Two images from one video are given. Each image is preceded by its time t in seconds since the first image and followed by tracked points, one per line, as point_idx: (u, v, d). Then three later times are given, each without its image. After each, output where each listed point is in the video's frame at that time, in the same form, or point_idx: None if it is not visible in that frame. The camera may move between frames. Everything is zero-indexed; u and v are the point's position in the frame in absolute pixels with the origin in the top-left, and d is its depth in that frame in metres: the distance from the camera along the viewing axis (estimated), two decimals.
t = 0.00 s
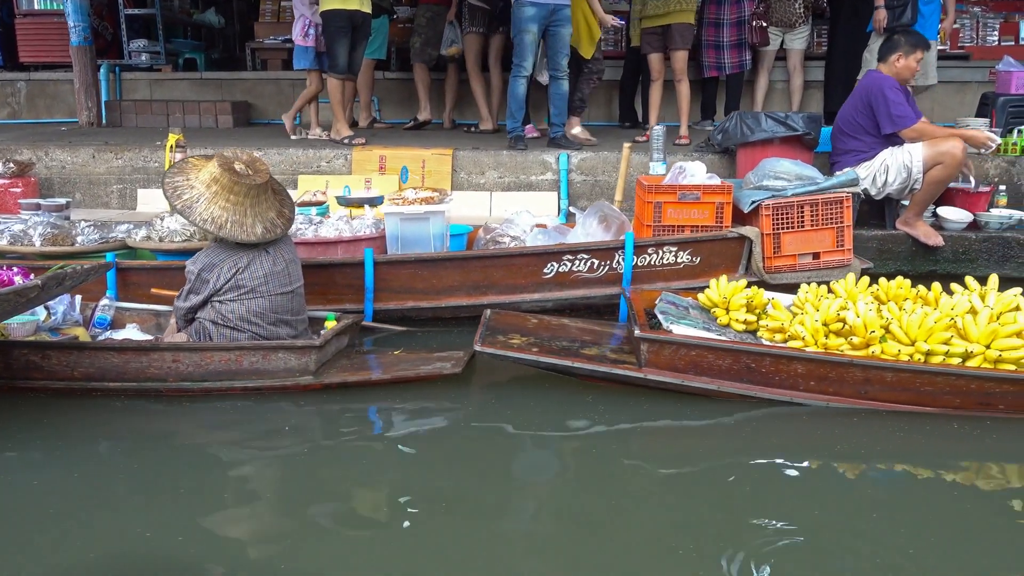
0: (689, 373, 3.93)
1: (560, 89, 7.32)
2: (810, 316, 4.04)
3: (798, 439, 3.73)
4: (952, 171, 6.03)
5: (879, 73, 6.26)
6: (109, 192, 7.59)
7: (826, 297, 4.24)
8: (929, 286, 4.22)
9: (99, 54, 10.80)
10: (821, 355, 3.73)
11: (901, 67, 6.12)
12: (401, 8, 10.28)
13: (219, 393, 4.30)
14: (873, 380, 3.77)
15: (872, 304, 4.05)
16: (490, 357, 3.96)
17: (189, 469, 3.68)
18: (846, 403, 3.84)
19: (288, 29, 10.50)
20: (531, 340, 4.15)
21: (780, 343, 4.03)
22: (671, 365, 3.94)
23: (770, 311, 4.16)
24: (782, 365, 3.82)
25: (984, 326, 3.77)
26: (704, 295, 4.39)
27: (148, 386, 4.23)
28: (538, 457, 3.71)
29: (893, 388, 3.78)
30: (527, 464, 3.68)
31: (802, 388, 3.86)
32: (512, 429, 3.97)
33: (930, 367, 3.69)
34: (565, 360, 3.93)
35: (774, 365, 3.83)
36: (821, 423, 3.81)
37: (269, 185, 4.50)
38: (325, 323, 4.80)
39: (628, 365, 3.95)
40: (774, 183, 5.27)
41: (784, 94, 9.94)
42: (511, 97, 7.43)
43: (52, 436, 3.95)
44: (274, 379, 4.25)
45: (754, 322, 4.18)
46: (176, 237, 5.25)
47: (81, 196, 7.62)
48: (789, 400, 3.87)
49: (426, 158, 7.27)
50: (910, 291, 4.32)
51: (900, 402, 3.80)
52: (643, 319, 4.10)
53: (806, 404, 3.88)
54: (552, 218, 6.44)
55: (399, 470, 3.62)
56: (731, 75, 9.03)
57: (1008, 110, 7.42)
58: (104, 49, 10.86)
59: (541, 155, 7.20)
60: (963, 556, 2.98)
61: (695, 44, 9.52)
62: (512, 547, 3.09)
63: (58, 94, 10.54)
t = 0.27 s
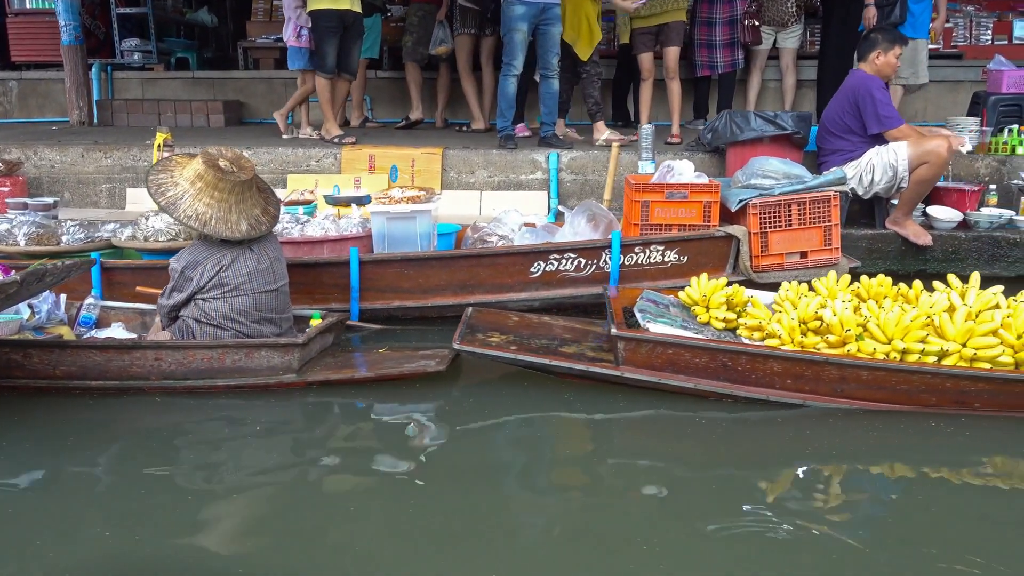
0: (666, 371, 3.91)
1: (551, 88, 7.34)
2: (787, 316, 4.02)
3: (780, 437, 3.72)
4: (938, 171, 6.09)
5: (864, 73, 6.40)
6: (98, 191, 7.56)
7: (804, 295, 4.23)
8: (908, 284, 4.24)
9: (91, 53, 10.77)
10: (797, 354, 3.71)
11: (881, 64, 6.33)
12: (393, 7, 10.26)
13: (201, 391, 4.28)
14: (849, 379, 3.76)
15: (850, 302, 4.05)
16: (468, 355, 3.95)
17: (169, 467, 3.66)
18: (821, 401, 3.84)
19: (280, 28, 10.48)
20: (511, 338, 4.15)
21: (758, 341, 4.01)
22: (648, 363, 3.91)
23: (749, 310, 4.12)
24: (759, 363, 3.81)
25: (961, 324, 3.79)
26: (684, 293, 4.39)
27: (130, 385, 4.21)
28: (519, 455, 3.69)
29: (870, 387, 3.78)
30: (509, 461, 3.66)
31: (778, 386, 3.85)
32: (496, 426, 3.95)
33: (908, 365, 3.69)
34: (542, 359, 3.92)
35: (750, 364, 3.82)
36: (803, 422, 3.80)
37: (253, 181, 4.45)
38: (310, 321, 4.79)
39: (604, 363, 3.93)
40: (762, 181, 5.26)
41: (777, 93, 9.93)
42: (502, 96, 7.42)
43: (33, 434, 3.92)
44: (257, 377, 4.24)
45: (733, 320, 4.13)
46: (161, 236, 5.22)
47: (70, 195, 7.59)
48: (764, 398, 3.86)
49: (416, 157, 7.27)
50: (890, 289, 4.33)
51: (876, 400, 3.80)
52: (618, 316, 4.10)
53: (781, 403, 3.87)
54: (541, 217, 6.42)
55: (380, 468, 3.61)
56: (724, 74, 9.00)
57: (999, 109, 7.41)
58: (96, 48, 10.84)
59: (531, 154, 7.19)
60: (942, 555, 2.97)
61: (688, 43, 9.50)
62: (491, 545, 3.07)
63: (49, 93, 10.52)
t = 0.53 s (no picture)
0: (642, 369, 3.96)
1: (541, 87, 7.30)
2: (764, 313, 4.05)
3: (762, 436, 3.71)
4: (928, 168, 6.10)
5: (850, 71, 6.43)
6: (87, 190, 7.54)
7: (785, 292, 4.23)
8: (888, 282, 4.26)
9: (82, 52, 10.75)
10: (771, 352, 3.74)
11: (866, 63, 6.37)
12: (385, 6, 10.24)
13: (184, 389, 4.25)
14: (824, 377, 3.78)
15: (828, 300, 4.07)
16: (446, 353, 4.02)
17: (150, 466, 3.65)
18: (796, 399, 3.87)
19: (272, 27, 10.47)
20: (489, 335, 4.19)
21: (735, 339, 4.04)
22: (625, 361, 3.95)
23: (727, 308, 4.15)
24: (734, 361, 3.84)
25: (935, 322, 3.80)
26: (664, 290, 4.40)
27: (112, 383, 4.19)
28: (501, 453, 3.68)
29: (844, 385, 3.80)
30: (490, 460, 3.65)
31: (754, 384, 3.88)
32: (479, 425, 3.94)
33: (881, 363, 3.69)
34: (518, 357, 3.97)
35: (725, 362, 3.85)
36: (785, 421, 3.79)
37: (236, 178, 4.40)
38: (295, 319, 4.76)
39: (581, 361, 3.98)
40: (748, 179, 5.26)
41: (769, 92, 9.92)
42: (491, 95, 7.41)
43: (14, 432, 3.92)
44: (240, 375, 4.20)
45: (712, 318, 4.16)
46: (145, 235, 5.22)
47: (59, 194, 7.58)
48: (740, 395, 3.90)
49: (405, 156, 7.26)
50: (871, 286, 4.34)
51: (852, 399, 3.82)
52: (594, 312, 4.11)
53: (756, 400, 3.91)
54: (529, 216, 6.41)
55: (361, 468, 3.60)
56: (716, 73, 8.97)
57: (988, 108, 7.41)
58: (88, 47, 10.82)
59: (521, 152, 7.18)
60: (920, 555, 2.97)
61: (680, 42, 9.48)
62: (471, 545, 3.07)
63: (41, 92, 10.50)
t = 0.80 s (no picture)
0: (619, 366, 3.97)
1: (531, 87, 7.29)
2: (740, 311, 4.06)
3: (743, 436, 3.72)
4: (916, 168, 6.10)
5: (839, 70, 6.42)
6: (76, 190, 7.53)
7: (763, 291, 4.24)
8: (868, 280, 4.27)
9: (75, 51, 10.74)
10: (746, 350, 3.76)
11: (855, 62, 6.36)
12: (377, 6, 10.22)
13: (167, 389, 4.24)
14: (798, 375, 3.80)
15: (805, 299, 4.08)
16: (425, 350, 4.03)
17: (131, 466, 3.65)
18: (772, 396, 3.89)
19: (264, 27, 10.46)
20: (468, 333, 4.21)
21: (712, 337, 4.06)
22: (602, 359, 3.98)
23: (705, 306, 4.16)
24: (709, 358, 3.86)
25: (910, 321, 3.80)
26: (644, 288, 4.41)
27: (95, 384, 4.17)
28: (482, 452, 3.68)
29: (819, 383, 3.81)
30: (471, 459, 3.65)
31: (729, 382, 3.91)
32: (460, 424, 3.94)
33: (855, 361, 3.71)
34: (497, 354, 3.99)
35: (701, 360, 3.87)
36: (766, 421, 3.79)
37: (219, 177, 4.37)
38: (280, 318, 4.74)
39: (559, 358, 4.01)
40: (734, 179, 5.27)
41: (761, 92, 9.91)
42: (480, 94, 7.40)
43: None
44: (223, 375, 4.18)
45: (691, 316, 4.16)
46: (130, 234, 5.22)
47: (48, 194, 7.57)
48: (716, 392, 3.92)
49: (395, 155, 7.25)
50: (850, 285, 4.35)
51: (826, 396, 3.83)
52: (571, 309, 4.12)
53: (731, 398, 3.93)
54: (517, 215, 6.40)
55: (341, 467, 3.60)
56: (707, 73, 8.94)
57: (978, 108, 7.41)
58: (80, 46, 10.81)
59: (510, 152, 7.18)
60: (896, 555, 2.98)
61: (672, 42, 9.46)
62: (448, 544, 3.07)
63: (32, 91, 10.49)
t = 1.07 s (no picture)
0: (596, 363, 3.99)
1: (520, 87, 7.29)
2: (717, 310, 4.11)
3: (722, 435, 3.73)
4: (903, 168, 6.10)
5: (829, 71, 6.41)
6: (65, 190, 7.53)
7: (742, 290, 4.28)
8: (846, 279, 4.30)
9: (67, 51, 10.72)
10: (721, 347, 3.79)
11: (844, 63, 6.35)
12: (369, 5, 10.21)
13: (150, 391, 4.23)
14: (773, 372, 3.84)
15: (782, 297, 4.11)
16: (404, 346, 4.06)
17: (110, 466, 3.65)
18: (748, 394, 3.91)
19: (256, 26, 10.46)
20: (447, 330, 4.23)
21: (689, 335, 4.09)
22: (579, 355, 3.99)
23: (684, 304, 4.21)
24: (685, 356, 3.88)
25: (884, 318, 3.83)
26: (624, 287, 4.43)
27: (77, 385, 4.16)
28: (462, 452, 3.69)
29: (793, 380, 3.85)
30: (450, 459, 3.65)
31: (705, 379, 3.93)
32: (441, 424, 3.95)
33: (829, 359, 3.75)
34: (474, 350, 4.00)
35: (676, 357, 3.89)
36: (745, 421, 3.80)
37: (202, 178, 4.35)
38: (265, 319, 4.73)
39: (536, 355, 4.03)
40: (719, 179, 5.28)
41: (753, 92, 9.91)
42: (470, 95, 7.40)
43: None
44: (205, 377, 4.17)
45: (670, 315, 4.20)
46: (114, 235, 5.23)
47: (38, 194, 7.56)
48: (692, 389, 3.95)
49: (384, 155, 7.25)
50: (829, 285, 4.39)
51: (800, 393, 3.87)
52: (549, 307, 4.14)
53: (708, 395, 3.96)
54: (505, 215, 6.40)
55: (321, 467, 3.60)
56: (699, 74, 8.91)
57: (967, 108, 7.41)
58: (73, 46, 10.80)
59: (499, 152, 7.18)
60: (872, 555, 2.98)
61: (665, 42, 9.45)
62: (425, 544, 3.07)
63: (24, 91, 10.49)
